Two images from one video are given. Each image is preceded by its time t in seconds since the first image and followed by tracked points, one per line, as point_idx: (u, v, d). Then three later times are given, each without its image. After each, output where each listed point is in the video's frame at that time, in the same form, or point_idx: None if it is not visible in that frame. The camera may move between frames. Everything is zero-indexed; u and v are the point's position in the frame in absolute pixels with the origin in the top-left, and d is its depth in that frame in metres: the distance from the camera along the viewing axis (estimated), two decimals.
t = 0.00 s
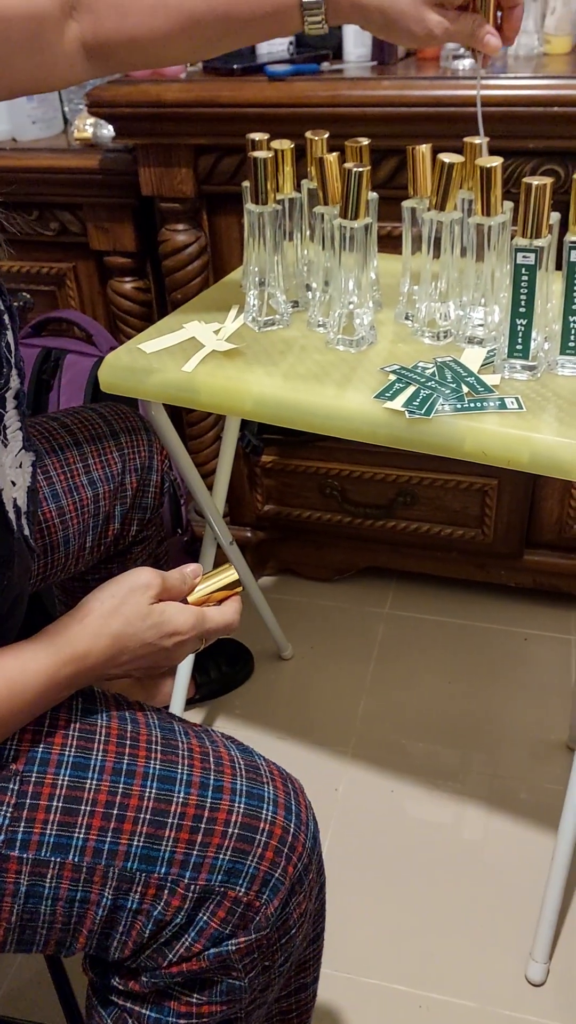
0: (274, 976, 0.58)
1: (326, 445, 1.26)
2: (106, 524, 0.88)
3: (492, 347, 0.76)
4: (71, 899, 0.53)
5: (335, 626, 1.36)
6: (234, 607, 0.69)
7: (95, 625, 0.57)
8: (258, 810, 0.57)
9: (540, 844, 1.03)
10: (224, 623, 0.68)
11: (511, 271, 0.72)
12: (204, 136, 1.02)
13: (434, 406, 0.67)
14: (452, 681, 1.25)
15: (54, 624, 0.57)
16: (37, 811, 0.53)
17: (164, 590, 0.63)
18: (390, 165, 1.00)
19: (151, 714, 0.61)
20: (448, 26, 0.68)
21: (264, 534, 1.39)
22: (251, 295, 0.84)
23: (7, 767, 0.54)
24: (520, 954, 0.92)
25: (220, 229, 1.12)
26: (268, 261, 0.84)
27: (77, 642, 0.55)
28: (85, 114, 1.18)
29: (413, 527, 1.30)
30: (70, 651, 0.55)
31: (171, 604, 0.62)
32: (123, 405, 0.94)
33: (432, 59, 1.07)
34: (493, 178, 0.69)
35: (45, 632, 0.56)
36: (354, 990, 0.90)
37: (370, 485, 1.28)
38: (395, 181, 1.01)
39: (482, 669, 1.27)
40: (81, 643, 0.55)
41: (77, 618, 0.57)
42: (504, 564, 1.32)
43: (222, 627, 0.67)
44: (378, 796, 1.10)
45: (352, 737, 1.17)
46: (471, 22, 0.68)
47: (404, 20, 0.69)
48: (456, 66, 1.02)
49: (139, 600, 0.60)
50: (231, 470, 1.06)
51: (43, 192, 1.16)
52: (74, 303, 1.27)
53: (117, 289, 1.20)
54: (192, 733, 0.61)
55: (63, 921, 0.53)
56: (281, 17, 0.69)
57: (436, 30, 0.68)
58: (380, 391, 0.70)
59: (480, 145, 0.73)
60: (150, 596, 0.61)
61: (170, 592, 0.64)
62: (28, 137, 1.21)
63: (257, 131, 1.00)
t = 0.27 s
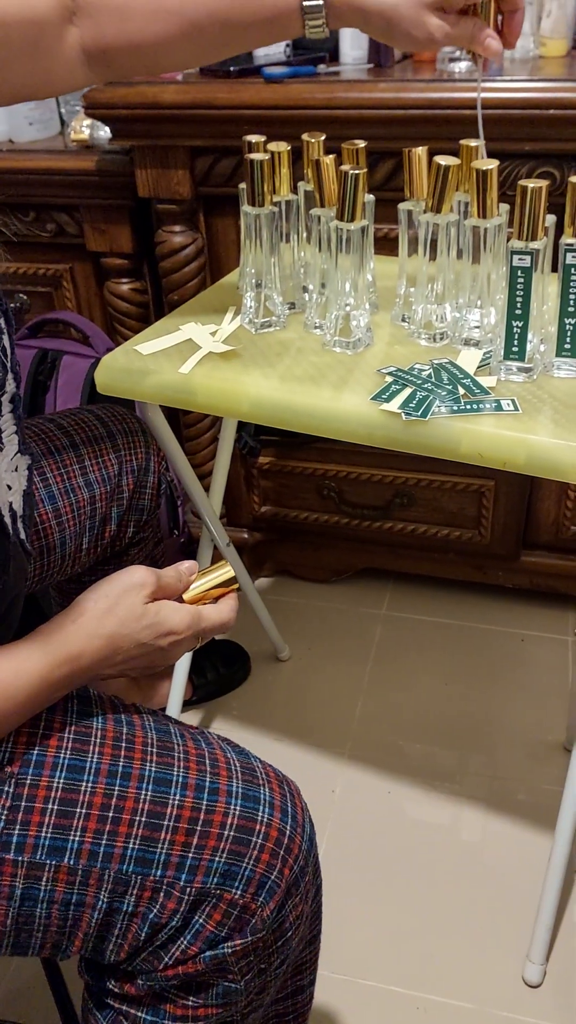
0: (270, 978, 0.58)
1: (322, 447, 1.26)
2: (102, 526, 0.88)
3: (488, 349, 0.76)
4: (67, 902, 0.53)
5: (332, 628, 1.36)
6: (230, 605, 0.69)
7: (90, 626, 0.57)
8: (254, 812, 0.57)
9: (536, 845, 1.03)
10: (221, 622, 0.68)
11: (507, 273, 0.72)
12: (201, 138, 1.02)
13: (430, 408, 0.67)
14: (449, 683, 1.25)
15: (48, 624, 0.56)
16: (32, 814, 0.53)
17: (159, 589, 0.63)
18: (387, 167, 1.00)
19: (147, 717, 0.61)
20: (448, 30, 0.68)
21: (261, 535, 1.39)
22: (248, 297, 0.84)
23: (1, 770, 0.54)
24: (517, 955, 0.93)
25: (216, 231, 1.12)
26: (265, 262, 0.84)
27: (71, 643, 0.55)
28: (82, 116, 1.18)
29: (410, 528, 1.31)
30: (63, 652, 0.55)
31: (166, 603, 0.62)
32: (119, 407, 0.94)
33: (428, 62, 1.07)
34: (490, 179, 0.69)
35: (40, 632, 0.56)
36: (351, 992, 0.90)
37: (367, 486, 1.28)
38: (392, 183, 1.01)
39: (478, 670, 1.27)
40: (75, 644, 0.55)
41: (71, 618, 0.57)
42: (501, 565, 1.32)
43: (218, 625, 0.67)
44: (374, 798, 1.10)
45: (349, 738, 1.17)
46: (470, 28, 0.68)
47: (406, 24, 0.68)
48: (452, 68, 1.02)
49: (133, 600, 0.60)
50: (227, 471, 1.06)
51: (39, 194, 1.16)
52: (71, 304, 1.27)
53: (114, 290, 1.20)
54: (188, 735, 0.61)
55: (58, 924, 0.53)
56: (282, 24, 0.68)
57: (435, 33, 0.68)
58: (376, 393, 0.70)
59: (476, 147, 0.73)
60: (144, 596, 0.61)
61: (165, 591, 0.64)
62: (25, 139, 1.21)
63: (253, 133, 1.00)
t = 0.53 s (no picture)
0: (268, 978, 0.58)
1: (320, 447, 1.26)
2: (100, 526, 0.88)
3: (485, 349, 0.76)
4: (64, 902, 0.53)
5: (330, 627, 1.36)
6: (228, 604, 0.69)
7: (87, 626, 0.57)
8: (252, 812, 0.57)
9: (534, 845, 1.03)
10: (219, 621, 0.68)
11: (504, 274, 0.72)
12: (198, 138, 1.02)
13: (428, 408, 0.67)
14: (446, 683, 1.25)
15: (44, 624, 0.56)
16: (30, 814, 0.53)
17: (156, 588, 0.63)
18: (384, 168, 1.00)
19: (145, 716, 0.61)
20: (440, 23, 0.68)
21: (259, 535, 1.39)
22: (245, 297, 0.84)
23: None
24: (515, 955, 0.93)
25: (214, 231, 1.12)
26: (262, 262, 0.84)
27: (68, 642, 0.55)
28: (79, 116, 1.18)
29: (407, 528, 1.31)
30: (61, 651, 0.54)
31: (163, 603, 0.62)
32: (116, 407, 0.94)
33: (425, 62, 1.07)
34: (486, 180, 0.70)
35: (36, 631, 0.56)
36: (349, 992, 0.90)
37: (364, 486, 1.28)
38: (388, 183, 1.01)
39: (476, 671, 1.27)
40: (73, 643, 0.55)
41: (68, 618, 0.57)
42: (498, 565, 1.32)
43: (216, 625, 0.67)
44: (372, 798, 1.10)
45: (346, 738, 1.17)
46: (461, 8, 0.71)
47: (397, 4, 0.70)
48: (449, 69, 1.02)
49: (131, 599, 0.60)
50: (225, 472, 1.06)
51: (37, 194, 1.16)
52: (68, 304, 1.26)
53: (111, 290, 1.20)
54: (186, 735, 0.61)
55: (56, 924, 0.53)
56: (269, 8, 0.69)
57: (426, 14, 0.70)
58: (373, 393, 0.70)
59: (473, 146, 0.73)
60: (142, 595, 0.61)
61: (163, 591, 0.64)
62: (22, 139, 1.21)
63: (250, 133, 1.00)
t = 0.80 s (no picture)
0: (262, 980, 0.58)
1: (315, 448, 1.26)
2: (94, 529, 0.88)
3: (479, 350, 0.76)
4: (57, 905, 0.52)
5: (326, 629, 1.36)
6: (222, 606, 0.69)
7: (79, 628, 0.56)
8: (246, 813, 0.57)
9: (529, 846, 1.03)
10: (213, 621, 0.68)
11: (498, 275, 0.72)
12: (193, 140, 1.02)
13: (421, 409, 0.67)
14: (442, 684, 1.25)
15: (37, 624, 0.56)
16: (22, 816, 0.53)
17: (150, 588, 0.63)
18: (378, 170, 1.00)
19: (138, 719, 0.61)
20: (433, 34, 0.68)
21: (255, 537, 1.39)
22: (239, 299, 0.84)
23: None
24: (510, 956, 0.93)
25: (209, 232, 1.12)
26: (256, 264, 0.84)
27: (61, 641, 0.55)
28: (73, 118, 1.18)
29: (403, 530, 1.31)
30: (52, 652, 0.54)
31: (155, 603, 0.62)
32: (111, 408, 0.94)
33: (419, 64, 1.07)
34: (480, 180, 0.69)
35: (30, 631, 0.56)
36: (345, 994, 0.90)
37: (360, 488, 1.28)
38: (383, 185, 1.01)
39: (472, 672, 1.27)
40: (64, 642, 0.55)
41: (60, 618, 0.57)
42: (494, 566, 1.32)
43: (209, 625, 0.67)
44: (368, 800, 1.09)
45: (342, 740, 1.17)
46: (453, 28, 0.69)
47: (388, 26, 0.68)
48: (443, 70, 1.02)
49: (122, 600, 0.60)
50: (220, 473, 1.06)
51: (31, 195, 1.16)
52: (63, 306, 1.26)
53: (106, 292, 1.20)
54: (179, 737, 0.61)
55: (49, 927, 0.53)
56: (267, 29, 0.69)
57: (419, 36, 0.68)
58: (367, 395, 0.70)
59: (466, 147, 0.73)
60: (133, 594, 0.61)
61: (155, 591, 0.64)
62: (16, 141, 1.21)
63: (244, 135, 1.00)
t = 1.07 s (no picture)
0: (259, 982, 0.58)
1: (311, 449, 1.26)
2: (90, 530, 0.87)
3: (474, 350, 0.76)
4: (53, 908, 0.52)
5: (322, 630, 1.36)
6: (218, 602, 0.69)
7: (74, 630, 0.56)
8: (242, 815, 0.57)
9: (527, 846, 1.03)
10: (209, 616, 0.67)
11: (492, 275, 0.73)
12: (188, 141, 1.02)
13: (417, 410, 0.67)
14: (439, 684, 1.25)
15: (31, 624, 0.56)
16: (17, 819, 0.52)
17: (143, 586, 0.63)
18: (374, 170, 1.00)
19: (134, 720, 0.61)
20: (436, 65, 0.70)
21: (251, 537, 1.39)
22: (234, 300, 0.84)
23: None
24: (507, 957, 0.92)
25: (204, 233, 1.12)
26: (251, 264, 0.84)
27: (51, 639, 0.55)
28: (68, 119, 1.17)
29: (399, 530, 1.31)
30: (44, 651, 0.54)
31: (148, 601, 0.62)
32: (106, 409, 0.94)
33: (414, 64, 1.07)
34: (475, 180, 0.69)
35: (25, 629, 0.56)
36: (342, 995, 0.90)
37: (356, 488, 1.28)
38: (378, 186, 1.01)
39: (468, 672, 1.27)
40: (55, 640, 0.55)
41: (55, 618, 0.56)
42: (490, 566, 1.32)
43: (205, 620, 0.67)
44: (365, 800, 1.09)
45: (339, 740, 1.17)
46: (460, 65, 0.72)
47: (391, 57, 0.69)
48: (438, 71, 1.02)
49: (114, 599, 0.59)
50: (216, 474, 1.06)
51: (26, 197, 1.15)
52: (58, 306, 1.26)
53: (102, 293, 1.20)
54: (175, 739, 0.60)
55: (44, 930, 0.53)
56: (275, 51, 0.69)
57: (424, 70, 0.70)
58: (363, 395, 0.70)
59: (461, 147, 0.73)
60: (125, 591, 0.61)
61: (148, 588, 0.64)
62: (11, 141, 1.21)
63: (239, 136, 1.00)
